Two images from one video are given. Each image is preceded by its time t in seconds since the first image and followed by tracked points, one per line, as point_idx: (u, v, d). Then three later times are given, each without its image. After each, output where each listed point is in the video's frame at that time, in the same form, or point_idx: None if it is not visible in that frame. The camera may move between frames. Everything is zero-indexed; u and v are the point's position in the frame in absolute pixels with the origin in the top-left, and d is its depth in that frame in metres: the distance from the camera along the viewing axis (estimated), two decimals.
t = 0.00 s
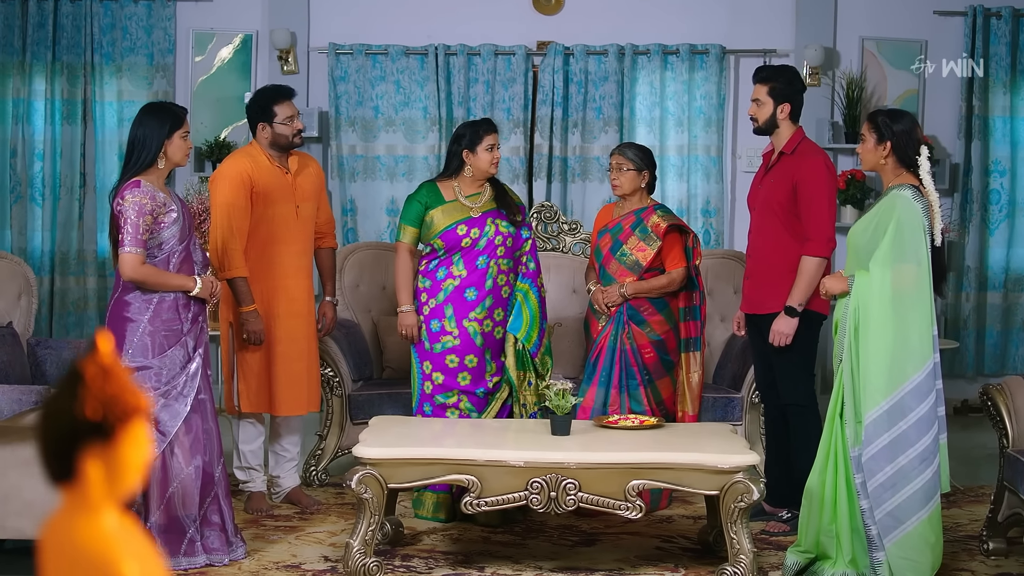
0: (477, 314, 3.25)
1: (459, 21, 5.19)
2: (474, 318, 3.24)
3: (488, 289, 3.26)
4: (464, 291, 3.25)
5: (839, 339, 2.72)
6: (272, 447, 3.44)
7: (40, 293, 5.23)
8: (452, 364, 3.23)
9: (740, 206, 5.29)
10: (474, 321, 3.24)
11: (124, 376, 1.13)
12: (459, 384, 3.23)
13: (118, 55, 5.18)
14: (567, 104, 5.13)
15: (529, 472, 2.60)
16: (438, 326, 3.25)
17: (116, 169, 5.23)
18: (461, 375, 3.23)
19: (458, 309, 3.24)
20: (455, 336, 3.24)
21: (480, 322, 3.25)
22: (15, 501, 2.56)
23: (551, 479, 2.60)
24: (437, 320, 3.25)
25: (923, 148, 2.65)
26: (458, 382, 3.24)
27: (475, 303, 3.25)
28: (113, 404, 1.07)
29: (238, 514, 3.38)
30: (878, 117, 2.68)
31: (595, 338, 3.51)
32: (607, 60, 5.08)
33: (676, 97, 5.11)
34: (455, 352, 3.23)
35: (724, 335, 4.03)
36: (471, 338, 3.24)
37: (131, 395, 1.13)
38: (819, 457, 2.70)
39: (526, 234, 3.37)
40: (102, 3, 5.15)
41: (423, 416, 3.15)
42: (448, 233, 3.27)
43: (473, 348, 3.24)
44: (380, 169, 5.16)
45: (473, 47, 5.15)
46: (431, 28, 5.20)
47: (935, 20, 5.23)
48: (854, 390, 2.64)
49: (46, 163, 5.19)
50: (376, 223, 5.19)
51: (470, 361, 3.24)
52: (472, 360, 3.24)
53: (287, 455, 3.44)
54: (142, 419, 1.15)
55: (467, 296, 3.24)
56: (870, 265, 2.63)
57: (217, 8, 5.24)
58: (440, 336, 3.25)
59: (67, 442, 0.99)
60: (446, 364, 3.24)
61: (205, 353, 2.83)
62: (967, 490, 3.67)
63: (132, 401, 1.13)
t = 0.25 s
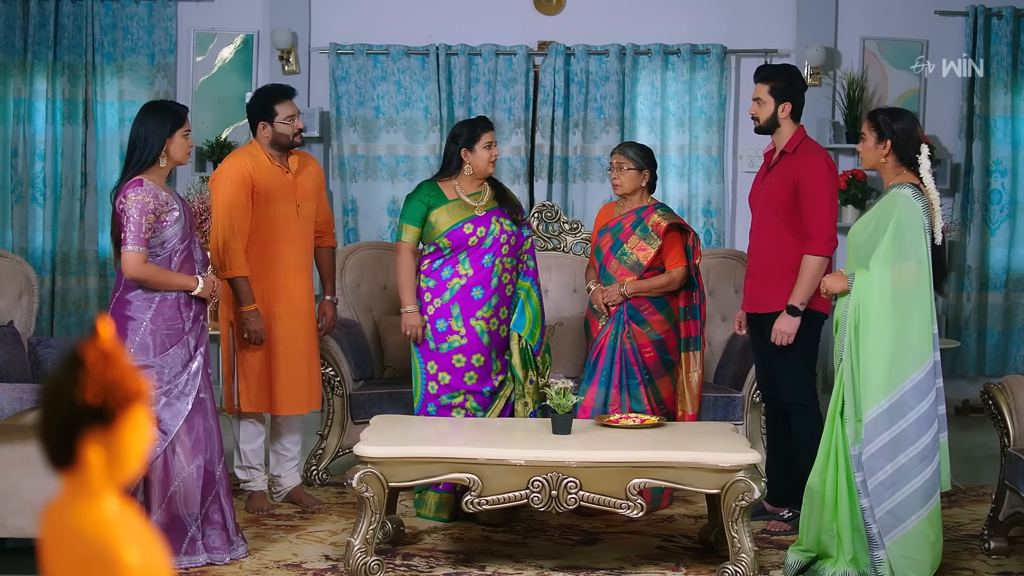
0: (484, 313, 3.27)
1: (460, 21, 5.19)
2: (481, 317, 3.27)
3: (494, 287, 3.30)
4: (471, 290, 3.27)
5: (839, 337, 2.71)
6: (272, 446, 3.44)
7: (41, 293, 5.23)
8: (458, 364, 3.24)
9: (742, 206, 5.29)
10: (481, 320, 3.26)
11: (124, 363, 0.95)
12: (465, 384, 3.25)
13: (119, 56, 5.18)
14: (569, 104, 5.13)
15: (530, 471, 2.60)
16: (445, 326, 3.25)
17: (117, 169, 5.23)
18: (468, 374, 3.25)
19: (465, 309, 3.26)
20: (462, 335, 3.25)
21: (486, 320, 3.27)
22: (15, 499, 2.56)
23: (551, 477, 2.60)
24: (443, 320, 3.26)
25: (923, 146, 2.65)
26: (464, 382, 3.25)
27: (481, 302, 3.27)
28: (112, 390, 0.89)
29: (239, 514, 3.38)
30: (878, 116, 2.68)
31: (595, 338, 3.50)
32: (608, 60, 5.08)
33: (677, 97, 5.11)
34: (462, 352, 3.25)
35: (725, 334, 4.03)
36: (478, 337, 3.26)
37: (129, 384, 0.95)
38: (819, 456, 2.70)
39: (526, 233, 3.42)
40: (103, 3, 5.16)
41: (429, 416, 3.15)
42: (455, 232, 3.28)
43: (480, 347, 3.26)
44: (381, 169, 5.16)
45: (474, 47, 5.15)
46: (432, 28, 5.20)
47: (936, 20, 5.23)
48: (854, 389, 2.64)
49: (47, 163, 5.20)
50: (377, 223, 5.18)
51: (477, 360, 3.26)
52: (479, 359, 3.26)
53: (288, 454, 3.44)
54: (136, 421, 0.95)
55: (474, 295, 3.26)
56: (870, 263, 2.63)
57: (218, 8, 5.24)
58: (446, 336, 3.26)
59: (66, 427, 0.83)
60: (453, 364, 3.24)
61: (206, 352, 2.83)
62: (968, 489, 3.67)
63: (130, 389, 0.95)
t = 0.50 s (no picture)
0: (491, 313, 3.29)
1: (462, 22, 5.19)
2: (488, 317, 3.28)
3: (500, 287, 3.31)
4: (478, 290, 3.28)
5: (840, 337, 2.71)
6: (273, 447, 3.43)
7: (43, 294, 5.24)
8: (466, 365, 3.25)
9: (743, 207, 5.29)
10: (488, 320, 3.28)
11: (124, 349, 1.04)
12: (472, 384, 3.26)
13: (121, 57, 5.19)
14: (570, 105, 5.14)
15: (531, 471, 2.60)
16: (452, 327, 3.26)
17: (118, 170, 5.24)
18: (475, 375, 3.26)
19: (473, 309, 3.26)
20: (470, 336, 3.26)
21: (493, 320, 3.29)
22: (16, 499, 2.56)
23: (552, 478, 2.59)
24: (450, 321, 3.26)
25: (924, 146, 2.65)
26: (471, 382, 3.26)
27: (488, 302, 3.28)
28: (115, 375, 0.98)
29: (240, 514, 3.38)
30: (879, 116, 2.68)
31: (596, 339, 3.50)
32: (609, 61, 5.08)
33: (679, 98, 5.11)
34: (470, 352, 3.25)
35: (727, 335, 4.03)
36: (485, 337, 3.28)
37: (131, 369, 1.04)
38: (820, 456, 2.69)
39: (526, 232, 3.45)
40: (105, 5, 5.17)
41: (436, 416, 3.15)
42: (462, 232, 3.28)
43: (487, 347, 3.28)
44: (382, 171, 5.16)
45: (475, 48, 5.15)
46: (434, 29, 5.20)
47: (937, 21, 5.23)
48: (855, 389, 2.64)
49: (49, 164, 5.20)
50: (378, 224, 5.19)
51: (484, 361, 3.27)
52: (486, 359, 3.27)
53: (289, 455, 3.44)
54: (141, 401, 1.04)
55: (481, 295, 3.28)
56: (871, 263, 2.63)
57: (219, 10, 5.25)
58: (453, 336, 3.26)
59: (68, 414, 0.91)
60: (460, 365, 3.25)
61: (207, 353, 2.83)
62: (970, 490, 3.66)
63: (131, 374, 1.03)
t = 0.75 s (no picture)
0: (494, 315, 3.29)
1: (463, 26, 5.20)
2: (492, 319, 3.29)
3: (502, 289, 3.33)
4: (481, 293, 3.28)
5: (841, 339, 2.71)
6: (274, 449, 3.43)
7: (43, 297, 5.24)
8: (470, 367, 3.26)
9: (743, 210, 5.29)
10: (492, 322, 3.29)
11: (126, 339, 1.17)
12: (476, 386, 3.27)
13: (122, 60, 5.19)
14: (571, 109, 5.14)
15: (531, 473, 2.59)
16: (456, 329, 3.26)
17: (119, 174, 5.24)
18: (479, 377, 3.27)
19: (477, 311, 3.27)
20: (474, 338, 3.27)
21: (496, 322, 3.30)
22: (17, 501, 2.55)
23: (553, 479, 2.59)
24: (455, 323, 3.26)
25: (925, 148, 2.66)
26: (476, 384, 3.27)
27: (491, 304, 3.29)
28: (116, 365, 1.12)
29: (241, 517, 3.37)
30: (880, 118, 2.68)
31: (597, 341, 3.50)
32: (610, 64, 5.09)
33: (679, 102, 5.12)
34: (474, 354, 3.26)
35: (728, 338, 4.02)
36: (489, 339, 3.28)
37: (132, 362, 1.18)
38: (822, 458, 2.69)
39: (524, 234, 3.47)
40: (106, 8, 5.17)
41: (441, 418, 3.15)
42: (467, 233, 3.29)
43: (490, 349, 3.28)
44: (383, 174, 5.17)
45: (476, 52, 5.15)
46: (435, 32, 5.21)
47: (938, 24, 5.24)
48: (856, 391, 2.64)
49: (50, 167, 5.20)
50: (379, 227, 5.19)
51: (488, 363, 3.28)
52: (489, 361, 3.28)
53: (290, 458, 3.43)
54: (141, 390, 1.18)
55: (485, 297, 3.28)
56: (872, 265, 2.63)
57: (221, 13, 5.26)
58: (458, 339, 3.27)
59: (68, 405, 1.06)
60: (464, 367, 3.25)
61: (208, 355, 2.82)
62: (971, 493, 3.66)
63: (131, 365, 1.17)
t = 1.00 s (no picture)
0: (492, 320, 3.30)
1: (464, 31, 5.21)
2: (490, 324, 3.29)
3: (501, 294, 3.33)
4: (480, 298, 3.29)
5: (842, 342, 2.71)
6: (274, 454, 3.42)
7: (44, 302, 5.24)
8: (468, 372, 3.26)
9: (744, 215, 5.30)
10: (490, 327, 3.29)
11: (124, 328, 1.18)
12: (475, 391, 3.27)
13: (124, 65, 5.20)
14: (572, 114, 5.15)
15: (532, 476, 2.59)
16: (454, 333, 3.26)
17: (121, 179, 5.25)
18: (477, 382, 3.27)
19: (475, 316, 3.27)
20: (472, 343, 3.27)
21: (495, 327, 3.30)
22: (18, 504, 2.55)
23: (554, 483, 2.59)
24: (453, 328, 3.26)
25: (926, 152, 2.66)
26: (474, 389, 3.27)
27: (490, 309, 3.30)
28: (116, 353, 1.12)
29: (242, 521, 3.37)
30: (881, 121, 2.68)
31: (598, 346, 3.50)
32: (611, 69, 5.10)
33: (681, 107, 5.12)
34: (472, 359, 3.26)
35: (729, 343, 4.03)
36: (487, 344, 3.29)
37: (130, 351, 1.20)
38: (823, 462, 2.69)
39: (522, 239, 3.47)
40: (108, 13, 5.18)
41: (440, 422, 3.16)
42: (467, 239, 3.29)
43: (489, 354, 3.28)
44: (384, 179, 5.18)
45: (477, 57, 5.16)
46: (437, 37, 5.21)
47: (939, 29, 5.24)
48: (858, 394, 2.63)
49: (51, 172, 5.21)
50: (380, 232, 5.20)
51: (486, 367, 3.28)
52: (488, 366, 3.29)
53: (290, 462, 3.43)
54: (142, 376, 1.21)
55: (484, 302, 3.29)
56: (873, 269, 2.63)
57: (223, 18, 5.27)
58: (456, 343, 3.26)
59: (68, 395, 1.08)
60: (463, 371, 3.25)
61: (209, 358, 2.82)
62: (973, 498, 3.65)
63: (128, 353, 1.19)
